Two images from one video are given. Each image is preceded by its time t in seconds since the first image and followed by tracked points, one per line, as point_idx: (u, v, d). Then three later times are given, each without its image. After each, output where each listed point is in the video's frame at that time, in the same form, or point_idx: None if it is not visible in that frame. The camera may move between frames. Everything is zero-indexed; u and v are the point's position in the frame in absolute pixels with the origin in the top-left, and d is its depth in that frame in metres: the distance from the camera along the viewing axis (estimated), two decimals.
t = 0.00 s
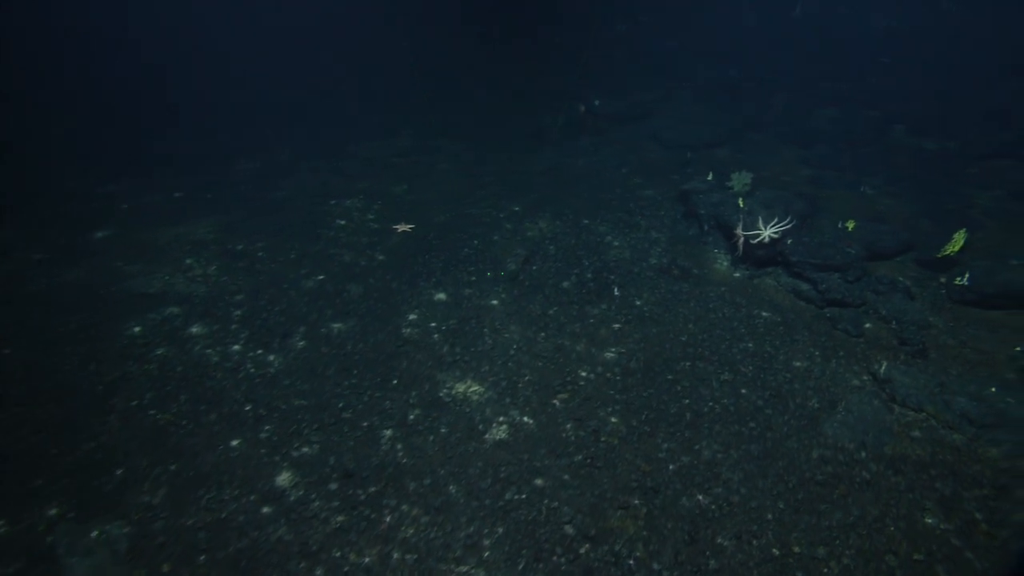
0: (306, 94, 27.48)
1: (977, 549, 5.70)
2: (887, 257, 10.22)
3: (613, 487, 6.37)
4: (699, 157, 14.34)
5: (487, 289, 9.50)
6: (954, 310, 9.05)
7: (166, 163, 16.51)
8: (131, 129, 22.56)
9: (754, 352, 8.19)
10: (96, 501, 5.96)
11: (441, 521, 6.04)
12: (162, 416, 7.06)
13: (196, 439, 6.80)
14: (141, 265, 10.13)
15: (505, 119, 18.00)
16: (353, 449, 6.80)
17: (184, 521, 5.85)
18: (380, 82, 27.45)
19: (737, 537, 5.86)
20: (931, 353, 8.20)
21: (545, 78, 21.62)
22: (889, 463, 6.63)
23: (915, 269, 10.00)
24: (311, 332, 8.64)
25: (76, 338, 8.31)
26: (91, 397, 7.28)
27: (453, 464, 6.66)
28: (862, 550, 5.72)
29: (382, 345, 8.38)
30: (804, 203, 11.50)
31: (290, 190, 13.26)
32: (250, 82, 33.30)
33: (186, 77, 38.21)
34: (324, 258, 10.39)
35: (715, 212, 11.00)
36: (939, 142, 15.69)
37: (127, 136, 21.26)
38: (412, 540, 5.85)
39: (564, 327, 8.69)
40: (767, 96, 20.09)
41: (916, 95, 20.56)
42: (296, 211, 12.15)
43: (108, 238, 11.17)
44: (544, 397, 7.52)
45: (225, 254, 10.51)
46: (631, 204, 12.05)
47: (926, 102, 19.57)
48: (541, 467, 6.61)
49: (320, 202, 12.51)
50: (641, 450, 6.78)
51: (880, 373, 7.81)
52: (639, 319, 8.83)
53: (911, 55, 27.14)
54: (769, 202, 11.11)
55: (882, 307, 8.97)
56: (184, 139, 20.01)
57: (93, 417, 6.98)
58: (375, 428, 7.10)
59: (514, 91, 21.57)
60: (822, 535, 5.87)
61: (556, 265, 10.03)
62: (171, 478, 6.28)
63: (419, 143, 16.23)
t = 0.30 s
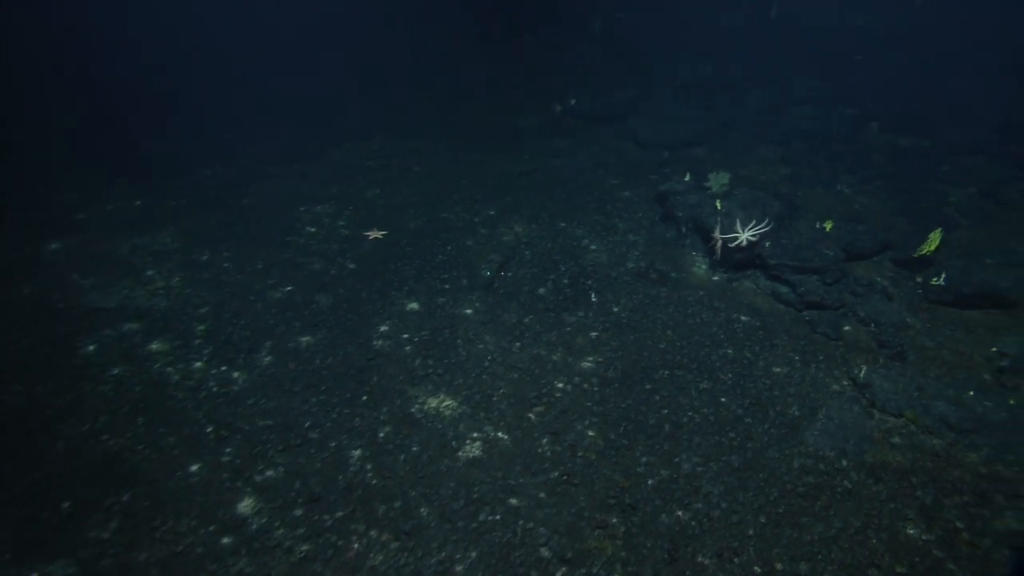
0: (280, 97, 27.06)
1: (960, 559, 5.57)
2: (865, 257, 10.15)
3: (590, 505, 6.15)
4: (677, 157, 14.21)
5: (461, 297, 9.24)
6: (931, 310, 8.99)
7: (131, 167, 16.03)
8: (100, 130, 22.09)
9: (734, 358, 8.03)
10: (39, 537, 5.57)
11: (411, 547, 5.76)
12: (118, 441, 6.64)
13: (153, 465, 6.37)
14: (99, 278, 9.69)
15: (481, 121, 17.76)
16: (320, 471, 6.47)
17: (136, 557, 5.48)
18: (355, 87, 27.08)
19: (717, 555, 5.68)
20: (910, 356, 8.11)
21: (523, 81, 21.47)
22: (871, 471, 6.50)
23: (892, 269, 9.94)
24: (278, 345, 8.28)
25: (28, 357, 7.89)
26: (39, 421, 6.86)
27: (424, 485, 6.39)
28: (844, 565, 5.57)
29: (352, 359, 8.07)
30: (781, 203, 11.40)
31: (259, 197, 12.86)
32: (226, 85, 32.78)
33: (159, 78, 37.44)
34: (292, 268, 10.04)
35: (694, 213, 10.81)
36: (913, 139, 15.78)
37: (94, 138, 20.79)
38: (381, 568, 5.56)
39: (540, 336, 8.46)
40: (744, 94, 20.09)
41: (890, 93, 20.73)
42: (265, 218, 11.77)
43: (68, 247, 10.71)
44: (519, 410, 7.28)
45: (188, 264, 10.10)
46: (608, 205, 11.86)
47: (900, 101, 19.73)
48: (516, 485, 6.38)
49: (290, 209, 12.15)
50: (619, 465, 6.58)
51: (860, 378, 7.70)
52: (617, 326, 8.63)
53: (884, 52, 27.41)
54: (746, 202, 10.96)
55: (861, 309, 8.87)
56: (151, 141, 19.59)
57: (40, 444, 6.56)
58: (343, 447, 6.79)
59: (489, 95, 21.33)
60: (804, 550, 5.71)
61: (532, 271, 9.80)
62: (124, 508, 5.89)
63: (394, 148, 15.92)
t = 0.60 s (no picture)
0: (251, 101, 26.53)
1: (948, 569, 5.44)
2: (843, 256, 10.06)
3: (569, 525, 5.92)
4: (655, 156, 14.05)
5: (435, 307, 8.96)
6: (909, 309, 8.93)
7: (91, 174, 15.48)
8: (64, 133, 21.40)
9: (714, 365, 7.85)
10: None
11: None
12: (67, 473, 6.25)
13: (106, 499, 5.99)
14: (53, 295, 9.23)
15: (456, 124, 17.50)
16: (285, 498, 6.14)
17: None
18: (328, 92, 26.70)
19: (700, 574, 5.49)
20: (889, 357, 8.02)
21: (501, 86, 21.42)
22: (854, 479, 6.36)
23: (870, 267, 9.87)
24: (242, 362, 7.92)
25: None
26: None
27: (395, 509, 6.10)
28: None
29: (321, 375, 7.75)
30: (759, 201, 11.28)
31: (227, 206, 12.47)
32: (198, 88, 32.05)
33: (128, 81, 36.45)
34: (259, 280, 9.67)
35: (671, 214, 10.57)
36: (887, 135, 15.84)
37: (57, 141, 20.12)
38: None
39: (516, 346, 8.21)
40: (720, 90, 20.08)
41: (864, 87, 20.89)
42: (232, 228, 11.37)
43: (10, 264, 10.18)
44: (494, 426, 7.03)
45: (148, 279, 9.66)
46: (586, 207, 11.65)
47: (873, 95, 19.87)
48: (492, 505, 6.12)
49: (258, 219, 11.76)
50: (598, 481, 6.36)
51: (841, 381, 7.57)
52: (595, 333, 8.41)
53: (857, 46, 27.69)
54: (723, 203, 10.78)
55: (841, 310, 8.76)
56: (116, 145, 19.01)
57: None
58: (310, 470, 6.47)
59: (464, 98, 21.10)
60: (789, 566, 5.52)
61: (508, 278, 9.54)
62: (72, 548, 5.51)
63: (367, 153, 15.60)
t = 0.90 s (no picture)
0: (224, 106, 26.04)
1: None
2: (822, 256, 9.95)
3: (549, 549, 5.67)
4: (631, 156, 13.88)
5: (407, 320, 8.66)
6: (889, 309, 8.84)
7: (50, 187, 14.96)
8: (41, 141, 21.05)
9: (695, 373, 7.66)
10: None
11: None
12: (8, 515, 5.83)
13: (54, 541, 5.60)
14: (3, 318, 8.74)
15: (431, 128, 17.23)
16: (249, 532, 5.81)
17: None
18: (301, 95, 26.21)
19: None
20: (871, 360, 7.90)
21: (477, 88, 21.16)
22: (840, 488, 6.20)
23: (848, 267, 9.78)
24: (205, 385, 7.55)
25: None
26: None
27: (367, 538, 5.81)
28: None
29: (289, 397, 7.42)
30: (736, 202, 11.14)
31: (193, 218, 12.07)
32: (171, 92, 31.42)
33: (97, 85, 35.58)
34: (224, 296, 9.29)
35: (648, 216, 10.36)
36: (862, 130, 15.87)
37: (21, 152, 19.46)
38: None
39: (492, 359, 7.95)
40: (696, 88, 20.03)
41: (838, 83, 21.01)
42: (197, 242, 10.94)
43: None
44: (470, 445, 6.76)
45: (106, 299, 9.22)
46: (563, 210, 11.42)
47: (846, 91, 19.97)
48: (469, 531, 5.86)
49: (224, 230, 11.34)
50: (578, 500, 6.12)
51: (824, 387, 7.43)
52: (573, 343, 8.18)
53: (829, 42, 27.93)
54: (702, 203, 10.58)
55: (822, 312, 8.62)
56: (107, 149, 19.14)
57: None
58: (277, 500, 6.14)
59: (438, 101, 20.80)
60: None
61: (482, 287, 9.27)
62: None
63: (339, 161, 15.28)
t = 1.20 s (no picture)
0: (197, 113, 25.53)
1: None
2: (800, 256, 9.85)
3: None
4: (607, 157, 13.71)
5: (379, 335, 8.34)
6: (869, 310, 8.74)
7: (10, 201, 14.47)
8: (41, 140, 22.03)
9: (676, 383, 7.47)
10: None
11: None
12: None
13: None
14: None
15: (405, 134, 16.92)
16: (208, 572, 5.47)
17: None
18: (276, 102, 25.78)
19: None
20: (852, 364, 7.78)
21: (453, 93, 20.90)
22: (825, 500, 6.04)
23: (827, 267, 9.68)
24: (165, 411, 7.17)
25: None
26: None
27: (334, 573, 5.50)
28: None
29: (254, 421, 7.06)
30: (713, 203, 11.02)
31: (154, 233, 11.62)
32: (144, 96, 30.87)
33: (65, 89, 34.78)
34: (186, 314, 8.88)
35: (624, 220, 10.14)
36: (838, 128, 15.87)
37: (15, 153, 19.81)
38: None
39: (467, 374, 7.67)
40: (672, 87, 19.96)
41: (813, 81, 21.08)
42: (159, 258, 10.52)
43: None
44: (444, 467, 6.48)
45: (59, 321, 8.76)
46: (538, 215, 11.18)
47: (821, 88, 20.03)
48: (443, 561, 5.58)
49: (188, 244, 10.92)
50: (557, 523, 5.88)
51: (806, 394, 7.29)
52: (550, 355, 7.94)
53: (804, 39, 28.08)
54: (678, 205, 10.38)
55: (801, 316, 8.50)
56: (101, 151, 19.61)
57: None
58: (239, 534, 5.80)
59: (412, 105, 20.48)
60: None
61: (456, 298, 8.98)
62: None
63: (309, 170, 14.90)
